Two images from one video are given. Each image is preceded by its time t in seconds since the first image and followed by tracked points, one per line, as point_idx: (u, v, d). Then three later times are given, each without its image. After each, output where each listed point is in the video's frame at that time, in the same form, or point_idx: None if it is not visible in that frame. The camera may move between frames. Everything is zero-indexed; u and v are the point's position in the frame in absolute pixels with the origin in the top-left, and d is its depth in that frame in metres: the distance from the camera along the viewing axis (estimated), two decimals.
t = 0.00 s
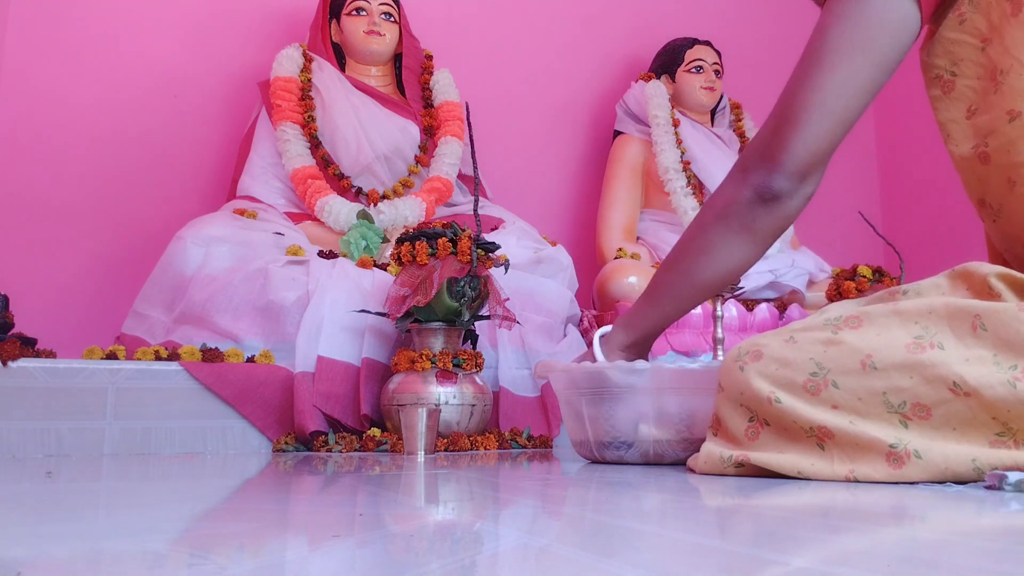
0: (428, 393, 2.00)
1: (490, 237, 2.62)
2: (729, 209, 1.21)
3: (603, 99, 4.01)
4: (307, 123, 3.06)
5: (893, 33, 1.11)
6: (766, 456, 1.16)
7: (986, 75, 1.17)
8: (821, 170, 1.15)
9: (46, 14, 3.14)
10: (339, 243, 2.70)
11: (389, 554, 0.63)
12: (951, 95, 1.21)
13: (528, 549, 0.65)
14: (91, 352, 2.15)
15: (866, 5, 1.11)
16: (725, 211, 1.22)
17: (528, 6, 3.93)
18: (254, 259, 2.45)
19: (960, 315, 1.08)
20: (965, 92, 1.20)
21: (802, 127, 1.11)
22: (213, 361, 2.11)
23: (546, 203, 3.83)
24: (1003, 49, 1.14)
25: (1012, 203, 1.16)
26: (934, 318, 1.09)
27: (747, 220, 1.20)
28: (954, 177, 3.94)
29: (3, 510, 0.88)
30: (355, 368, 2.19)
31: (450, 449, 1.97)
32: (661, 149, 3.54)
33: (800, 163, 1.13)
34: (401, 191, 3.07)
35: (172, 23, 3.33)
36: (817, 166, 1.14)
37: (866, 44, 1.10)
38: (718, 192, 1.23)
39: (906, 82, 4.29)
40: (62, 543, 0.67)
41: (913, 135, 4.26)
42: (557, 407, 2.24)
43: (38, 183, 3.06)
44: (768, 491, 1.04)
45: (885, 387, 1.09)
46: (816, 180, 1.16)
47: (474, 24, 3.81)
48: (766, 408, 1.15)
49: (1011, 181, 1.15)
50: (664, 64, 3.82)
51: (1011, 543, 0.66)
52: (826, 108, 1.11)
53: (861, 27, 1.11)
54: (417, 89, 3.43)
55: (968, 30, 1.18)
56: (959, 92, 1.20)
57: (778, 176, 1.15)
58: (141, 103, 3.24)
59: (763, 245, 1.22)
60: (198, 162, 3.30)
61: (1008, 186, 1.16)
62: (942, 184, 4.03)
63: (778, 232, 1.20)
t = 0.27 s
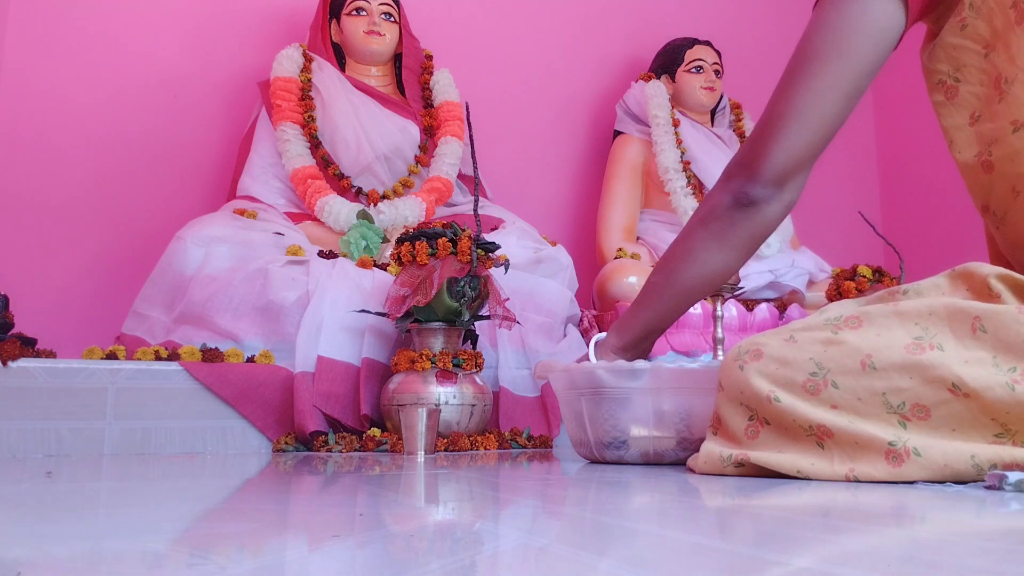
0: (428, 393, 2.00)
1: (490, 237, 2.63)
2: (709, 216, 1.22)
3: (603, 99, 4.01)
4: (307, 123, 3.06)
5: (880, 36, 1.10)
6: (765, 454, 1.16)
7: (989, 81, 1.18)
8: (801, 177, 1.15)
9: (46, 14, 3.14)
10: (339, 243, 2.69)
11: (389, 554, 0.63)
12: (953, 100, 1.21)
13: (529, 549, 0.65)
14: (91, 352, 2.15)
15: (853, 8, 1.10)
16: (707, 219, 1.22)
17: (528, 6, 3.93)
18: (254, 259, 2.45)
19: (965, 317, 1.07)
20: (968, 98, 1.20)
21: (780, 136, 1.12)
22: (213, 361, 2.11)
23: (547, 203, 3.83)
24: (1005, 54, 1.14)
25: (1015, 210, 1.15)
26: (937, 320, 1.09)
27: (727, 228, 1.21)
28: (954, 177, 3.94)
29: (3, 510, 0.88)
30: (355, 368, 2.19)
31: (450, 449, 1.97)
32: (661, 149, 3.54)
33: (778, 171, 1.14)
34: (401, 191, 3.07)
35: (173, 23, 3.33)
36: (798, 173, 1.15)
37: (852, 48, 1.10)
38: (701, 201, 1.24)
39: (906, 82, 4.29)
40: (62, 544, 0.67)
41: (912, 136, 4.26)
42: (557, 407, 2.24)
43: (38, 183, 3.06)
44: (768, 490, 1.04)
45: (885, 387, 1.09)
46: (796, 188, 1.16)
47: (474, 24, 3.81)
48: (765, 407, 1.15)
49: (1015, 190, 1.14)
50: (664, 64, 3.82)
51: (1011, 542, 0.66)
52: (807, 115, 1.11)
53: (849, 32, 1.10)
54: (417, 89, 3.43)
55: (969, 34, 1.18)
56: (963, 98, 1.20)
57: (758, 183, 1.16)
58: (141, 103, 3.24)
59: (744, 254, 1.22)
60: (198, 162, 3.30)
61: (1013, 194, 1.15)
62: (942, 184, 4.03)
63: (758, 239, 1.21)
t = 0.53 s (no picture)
0: (428, 393, 2.00)
1: (490, 237, 2.63)
2: (711, 228, 1.21)
3: (603, 99, 4.01)
4: (307, 123, 3.06)
5: (879, 46, 1.10)
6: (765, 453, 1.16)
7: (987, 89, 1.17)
8: (802, 188, 1.14)
9: (46, 14, 3.14)
10: (339, 243, 2.69)
11: (389, 554, 0.63)
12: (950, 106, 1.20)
13: (529, 549, 0.65)
14: (91, 352, 2.15)
15: (851, 17, 1.11)
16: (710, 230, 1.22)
17: (528, 6, 3.93)
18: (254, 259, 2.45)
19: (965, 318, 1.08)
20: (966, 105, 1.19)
21: (779, 147, 1.12)
22: (213, 361, 2.11)
23: (547, 203, 3.83)
24: (1006, 64, 1.14)
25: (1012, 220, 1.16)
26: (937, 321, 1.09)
27: (729, 240, 1.21)
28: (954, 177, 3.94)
29: (2, 510, 0.88)
30: (355, 368, 2.19)
31: (450, 449, 1.97)
32: (662, 149, 3.54)
33: (777, 183, 1.13)
34: (401, 191, 3.07)
35: (173, 24, 3.33)
36: (799, 183, 1.14)
37: (850, 57, 1.10)
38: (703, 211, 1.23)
39: (906, 82, 4.29)
40: (63, 544, 0.67)
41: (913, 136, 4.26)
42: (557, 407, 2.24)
43: (38, 183, 3.06)
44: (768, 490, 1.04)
45: (885, 388, 1.09)
46: (798, 199, 1.15)
47: (474, 24, 3.81)
48: (766, 406, 1.15)
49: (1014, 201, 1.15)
50: (664, 64, 3.82)
51: (1011, 542, 0.66)
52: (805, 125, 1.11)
53: (847, 43, 1.10)
54: (417, 89, 3.43)
55: (967, 41, 1.17)
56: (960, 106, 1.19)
57: (759, 195, 1.15)
58: (141, 103, 3.24)
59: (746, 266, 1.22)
60: (198, 162, 3.30)
61: (1010, 204, 1.16)
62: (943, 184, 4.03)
63: (761, 251, 1.20)
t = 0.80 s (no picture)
0: (428, 393, 2.00)
1: (490, 237, 2.63)
2: (719, 231, 1.21)
3: (603, 99, 4.01)
4: (307, 123, 3.06)
5: (886, 45, 1.09)
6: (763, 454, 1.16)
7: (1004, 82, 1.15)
8: (812, 192, 1.16)
9: (46, 14, 3.14)
10: (339, 243, 2.69)
11: (390, 554, 0.63)
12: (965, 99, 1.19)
13: (529, 549, 0.65)
14: (91, 352, 2.15)
15: (856, 15, 1.10)
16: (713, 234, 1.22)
17: (528, 6, 3.93)
18: (253, 259, 2.45)
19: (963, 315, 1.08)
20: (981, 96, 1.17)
21: (791, 151, 1.12)
22: (213, 361, 2.11)
23: (547, 203, 3.83)
24: None
25: None
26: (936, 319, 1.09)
27: (737, 243, 1.21)
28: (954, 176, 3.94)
29: (2, 510, 0.88)
30: (355, 368, 2.18)
31: (450, 449, 1.97)
32: (662, 149, 3.54)
33: (791, 186, 1.14)
34: (401, 192, 3.07)
35: (172, 23, 3.33)
36: (809, 186, 1.15)
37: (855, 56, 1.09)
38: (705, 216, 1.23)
39: (906, 82, 4.29)
40: (63, 543, 0.67)
41: (912, 136, 4.26)
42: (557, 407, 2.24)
43: (38, 183, 3.06)
44: (770, 490, 1.03)
45: (883, 389, 1.09)
46: (807, 202, 1.17)
47: (474, 24, 3.81)
48: (764, 406, 1.15)
49: None
50: (664, 64, 3.82)
51: (1012, 543, 0.66)
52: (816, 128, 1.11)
53: (851, 42, 1.09)
54: (417, 89, 3.43)
55: (984, 32, 1.16)
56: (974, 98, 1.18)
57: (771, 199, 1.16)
58: (141, 102, 3.24)
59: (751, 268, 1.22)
60: (198, 162, 3.30)
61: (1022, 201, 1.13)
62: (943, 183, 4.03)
63: (766, 253, 1.22)
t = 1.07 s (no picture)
0: (428, 393, 1.99)
1: (491, 237, 2.63)
2: (697, 202, 1.00)
3: (603, 99, 4.01)
4: (307, 123, 3.06)
5: None
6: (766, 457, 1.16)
7: None
8: (805, 166, 0.96)
9: (46, 14, 3.14)
10: (339, 243, 2.69)
11: (389, 553, 0.63)
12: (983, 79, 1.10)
13: (527, 549, 0.65)
14: (91, 352, 2.15)
15: None
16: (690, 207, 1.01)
17: (528, 6, 3.93)
18: (253, 259, 2.45)
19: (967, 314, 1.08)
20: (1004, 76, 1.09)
21: (786, 114, 0.92)
22: (213, 361, 2.12)
23: (547, 203, 3.83)
24: None
25: None
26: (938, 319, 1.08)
27: (718, 218, 1.00)
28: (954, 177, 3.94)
29: (1, 510, 0.88)
30: (355, 368, 2.18)
31: (449, 449, 1.99)
32: (662, 149, 3.54)
33: (783, 156, 0.94)
34: (401, 191, 3.07)
35: (172, 24, 3.33)
36: (805, 157, 0.95)
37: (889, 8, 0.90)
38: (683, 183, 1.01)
39: (906, 82, 4.29)
40: (62, 544, 0.67)
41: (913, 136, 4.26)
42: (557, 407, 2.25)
43: (38, 183, 3.06)
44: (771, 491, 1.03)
45: (885, 390, 1.09)
46: (798, 177, 0.98)
47: (474, 24, 3.81)
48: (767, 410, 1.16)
49: None
50: (664, 64, 3.82)
51: (1012, 542, 0.66)
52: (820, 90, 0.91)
53: None
54: (417, 89, 3.43)
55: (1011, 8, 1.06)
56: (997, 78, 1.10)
57: (759, 168, 0.96)
58: (141, 102, 3.24)
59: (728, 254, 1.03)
60: (199, 162, 3.30)
61: None
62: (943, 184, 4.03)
63: (748, 233, 1.01)
